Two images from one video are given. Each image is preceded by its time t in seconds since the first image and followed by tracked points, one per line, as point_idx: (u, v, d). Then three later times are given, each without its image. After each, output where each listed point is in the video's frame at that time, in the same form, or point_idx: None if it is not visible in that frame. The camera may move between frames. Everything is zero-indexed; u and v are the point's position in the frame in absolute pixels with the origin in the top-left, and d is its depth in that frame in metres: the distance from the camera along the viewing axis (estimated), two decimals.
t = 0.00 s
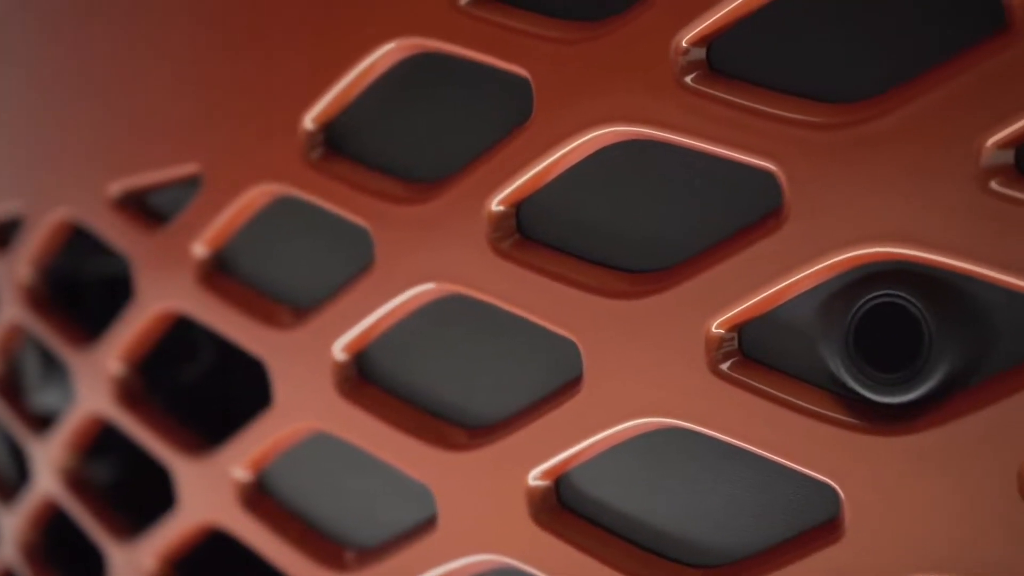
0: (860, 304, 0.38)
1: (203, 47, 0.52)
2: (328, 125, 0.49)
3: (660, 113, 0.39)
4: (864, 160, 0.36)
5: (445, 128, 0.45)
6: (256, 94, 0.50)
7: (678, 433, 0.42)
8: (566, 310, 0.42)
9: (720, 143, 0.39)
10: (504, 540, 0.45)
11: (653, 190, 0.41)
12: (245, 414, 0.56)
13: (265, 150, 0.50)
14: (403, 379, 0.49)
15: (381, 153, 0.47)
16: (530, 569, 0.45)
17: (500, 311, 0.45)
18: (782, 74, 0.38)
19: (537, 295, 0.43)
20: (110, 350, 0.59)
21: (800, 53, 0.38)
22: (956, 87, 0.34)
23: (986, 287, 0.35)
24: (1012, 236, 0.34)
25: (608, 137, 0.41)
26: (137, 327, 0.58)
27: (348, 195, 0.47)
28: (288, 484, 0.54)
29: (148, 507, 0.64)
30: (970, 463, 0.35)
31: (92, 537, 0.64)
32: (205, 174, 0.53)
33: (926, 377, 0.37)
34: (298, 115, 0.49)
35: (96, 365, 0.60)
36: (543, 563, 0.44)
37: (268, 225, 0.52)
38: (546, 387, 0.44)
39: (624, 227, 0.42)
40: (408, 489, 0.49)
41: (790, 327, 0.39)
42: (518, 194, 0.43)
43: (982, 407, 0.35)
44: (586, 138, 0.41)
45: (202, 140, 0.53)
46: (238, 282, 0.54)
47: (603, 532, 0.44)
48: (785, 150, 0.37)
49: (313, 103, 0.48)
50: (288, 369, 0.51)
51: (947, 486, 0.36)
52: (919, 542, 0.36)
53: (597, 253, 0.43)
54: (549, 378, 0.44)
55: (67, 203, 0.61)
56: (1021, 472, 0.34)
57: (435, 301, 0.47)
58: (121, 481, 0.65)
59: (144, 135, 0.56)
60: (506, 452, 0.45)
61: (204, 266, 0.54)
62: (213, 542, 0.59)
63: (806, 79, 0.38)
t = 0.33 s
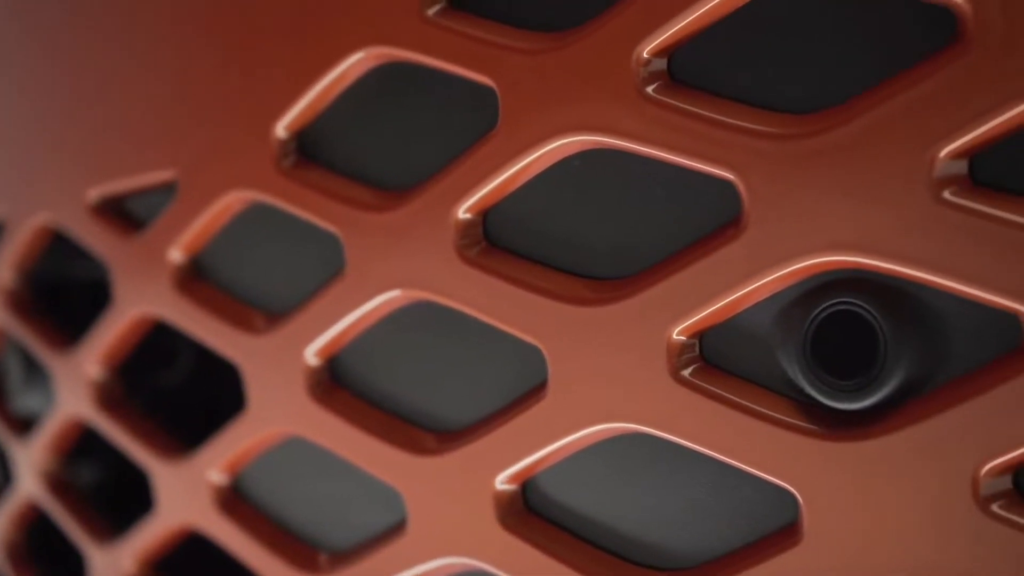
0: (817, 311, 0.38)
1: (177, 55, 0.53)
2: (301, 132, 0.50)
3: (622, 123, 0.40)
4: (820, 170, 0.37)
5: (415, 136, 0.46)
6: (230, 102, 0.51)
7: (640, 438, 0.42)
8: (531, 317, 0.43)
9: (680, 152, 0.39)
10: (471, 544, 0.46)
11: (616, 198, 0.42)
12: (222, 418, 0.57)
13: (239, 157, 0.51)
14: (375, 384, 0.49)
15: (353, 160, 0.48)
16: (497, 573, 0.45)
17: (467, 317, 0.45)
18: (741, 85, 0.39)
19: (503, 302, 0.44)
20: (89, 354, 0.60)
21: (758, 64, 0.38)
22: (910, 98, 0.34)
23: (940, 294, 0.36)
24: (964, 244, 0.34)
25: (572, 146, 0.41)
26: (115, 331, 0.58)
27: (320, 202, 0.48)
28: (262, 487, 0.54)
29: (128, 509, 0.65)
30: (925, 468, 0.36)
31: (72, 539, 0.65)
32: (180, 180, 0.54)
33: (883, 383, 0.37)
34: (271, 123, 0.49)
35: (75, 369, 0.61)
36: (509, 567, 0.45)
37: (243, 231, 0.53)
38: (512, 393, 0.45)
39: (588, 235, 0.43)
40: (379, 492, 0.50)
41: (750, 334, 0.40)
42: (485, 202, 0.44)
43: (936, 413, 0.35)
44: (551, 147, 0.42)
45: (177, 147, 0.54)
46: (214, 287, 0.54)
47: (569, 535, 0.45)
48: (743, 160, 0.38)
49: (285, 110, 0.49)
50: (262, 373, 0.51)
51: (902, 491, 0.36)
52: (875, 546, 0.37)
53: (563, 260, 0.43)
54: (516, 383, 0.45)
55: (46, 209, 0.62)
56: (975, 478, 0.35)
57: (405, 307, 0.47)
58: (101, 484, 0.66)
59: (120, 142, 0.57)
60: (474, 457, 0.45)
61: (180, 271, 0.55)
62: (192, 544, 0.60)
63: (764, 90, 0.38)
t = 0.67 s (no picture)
0: (771, 319, 0.39)
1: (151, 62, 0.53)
2: (273, 139, 0.50)
3: (583, 133, 0.40)
4: (774, 180, 0.37)
5: (384, 144, 0.47)
6: (203, 110, 0.51)
7: (601, 443, 0.43)
8: (495, 323, 0.44)
9: (639, 162, 0.40)
10: (438, 547, 0.46)
11: (577, 207, 0.42)
12: (197, 422, 0.57)
13: (212, 164, 0.51)
14: (345, 389, 0.50)
15: (324, 167, 0.49)
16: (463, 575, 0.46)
17: (434, 323, 0.46)
18: (699, 95, 0.39)
19: (468, 308, 0.44)
20: (68, 358, 0.60)
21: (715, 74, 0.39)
22: (860, 109, 0.35)
23: (894, 304, 0.37)
24: (915, 253, 0.35)
25: (534, 155, 0.42)
26: (93, 335, 0.59)
27: (291, 209, 0.49)
28: (237, 491, 0.55)
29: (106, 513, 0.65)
30: (877, 474, 0.36)
31: (54, 541, 0.65)
32: (154, 186, 0.54)
33: (835, 390, 0.38)
34: (243, 130, 0.50)
35: (55, 372, 0.61)
36: (474, 570, 0.45)
37: (217, 237, 0.53)
38: (478, 399, 0.46)
39: (552, 243, 0.43)
40: (350, 496, 0.51)
41: (707, 341, 0.41)
42: (451, 209, 0.45)
43: (887, 419, 0.36)
44: (514, 156, 0.42)
45: (151, 154, 0.54)
46: (189, 292, 0.55)
47: (534, 539, 0.45)
48: (699, 169, 0.39)
49: (256, 118, 0.49)
50: (235, 378, 0.52)
51: (854, 495, 0.37)
52: (828, 550, 0.38)
53: (527, 268, 0.44)
54: (481, 389, 0.46)
55: (25, 213, 0.62)
56: (925, 483, 0.36)
57: (373, 313, 0.48)
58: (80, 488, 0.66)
59: (96, 148, 0.57)
60: (440, 461, 0.46)
61: (156, 276, 0.56)
62: (170, 547, 0.61)
63: (721, 100, 0.39)
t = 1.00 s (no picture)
0: (733, 326, 0.39)
1: (128, 70, 0.54)
2: (247, 147, 0.51)
3: (547, 143, 0.41)
4: (733, 189, 0.38)
5: (356, 152, 0.47)
6: (179, 117, 0.52)
7: (567, 448, 0.43)
8: (464, 330, 0.44)
9: (602, 171, 0.40)
10: (409, 551, 0.47)
11: (543, 215, 0.43)
12: (176, 426, 0.58)
13: (188, 171, 0.52)
14: (319, 394, 0.51)
15: (297, 174, 0.49)
16: None
17: (404, 329, 0.47)
18: (661, 105, 0.40)
19: (437, 315, 0.45)
20: (49, 362, 0.61)
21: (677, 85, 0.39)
22: (816, 121, 0.36)
23: (853, 313, 0.37)
24: (868, 262, 0.35)
25: (501, 164, 0.43)
26: (74, 340, 0.59)
27: (264, 217, 0.49)
28: (214, 494, 0.56)
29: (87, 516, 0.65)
30: (834, 479, 0.37)
31: (36, 543, 0.66)
32: (131, 193, 0.55)
33: (795, 397, 0.38)
34: (218, 138, 0.50)
35: (36, 377, 0.62)
36: (445, 573, 0.46)
37: (193, 243, 0.54)
38: (448, 404, 0.46)
39: (519, 250, 0.44)
40: (324, 500, 0.51)
41: (671, 347, 0.41)
42: (420, 217, 0.45)
43: (844, 426, 0.37)
44: (481, 165, 0.43)
45: (128, 161, 0.55)
46: (167, 297, 0.56)
47: (503, 542, 0.46)
48: (660, 178, 0.39)
49: (231, 126, 0.50)
50: (211, 383, 0.53)
51: (811, 500, 0.37)
52: (786, 554, 0.38)
53: (495, 275, 0.44)
54: (451, 395, 0.46)
55: (5, 219, 0.62)
56: (879, 489, 0.36)
57: (346, 319, 0.49)
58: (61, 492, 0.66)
59: (75, 154, 0.57)
60: (411, 466, 0.47)
61: (133, 281, 0.56)
62: (150, 549, 0.61)
63: (683, 110, 0.39)
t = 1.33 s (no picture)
0: (701, 333, 0.40)
1: (109, 77, 0.54)
2: (227, 153, 0.51)
3: (519, 150, 0.41)
4: (699, 197, 0.38)
5: (332, 159, 0.48)
6: (159, 123, 0.52)
7: (539, 453, 0.44)
8: (438, 336, 0.45)
9: (572, 179, 0.41)
10: (385, 555, 0.47)
11: (516, 222, 0.43)
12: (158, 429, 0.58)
13: (168, 177, 0.52)
14: (297, 399, 0.51)
15: (275, 181, 0.50)
16: None
17: (380, 334, 0.47)
18: (630, 114, 0.40)
19: (412, 321, 0.45)
20: (33, 366, 0.61)
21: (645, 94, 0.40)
22: (780, 130, 0.36)
23: (819, 320, 0.37)
24: (831, 270, 0.36)
25: (474, 171, 0.43)
26: (57, 344, 0.60)
27: (243, 223, 0.50)
28: (195, 497, 0.56)
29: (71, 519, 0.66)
30: (799, 483, 0.37)
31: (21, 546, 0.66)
32: (113, 199, 0.55)
33: (762, 402, 0.39)
34: (197, 145, 0.51)
35: (20, 380, 0.62)
36: None
37: (173, 249, 0.54)
38: (423, 409, 0.47)
39: (492, 257, 0.44)
40: (302, 503, 0.52)
41: (641, 353, 0.42)
42: (395, 224, 0.46)
43: (809, 431, 0.37)
44: (454, 172, 0.43)
45: (109, 167, 0.55)
46: (148, 303, 0.56)
47: (477, 546, 0.47)
48: (629, 186, 0.39)
49: (210, 133, 0.50)
50: (191, 387, 0.53)
51: (776, 505, 0.38)
52: (752, 558, 0.39)
53: (469, 281, 0.45)
54: (427, 400, 0.47)
55: None
56: (841, 493, 0.37)
57: (323, 325, 0.49)
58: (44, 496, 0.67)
59: (58, 160, 0.58)
60: (387, 470, 0.47)
61: (114, 286, 0.56)
62: (133, 553, 0.61)
63: (651, 119, 0.40)
